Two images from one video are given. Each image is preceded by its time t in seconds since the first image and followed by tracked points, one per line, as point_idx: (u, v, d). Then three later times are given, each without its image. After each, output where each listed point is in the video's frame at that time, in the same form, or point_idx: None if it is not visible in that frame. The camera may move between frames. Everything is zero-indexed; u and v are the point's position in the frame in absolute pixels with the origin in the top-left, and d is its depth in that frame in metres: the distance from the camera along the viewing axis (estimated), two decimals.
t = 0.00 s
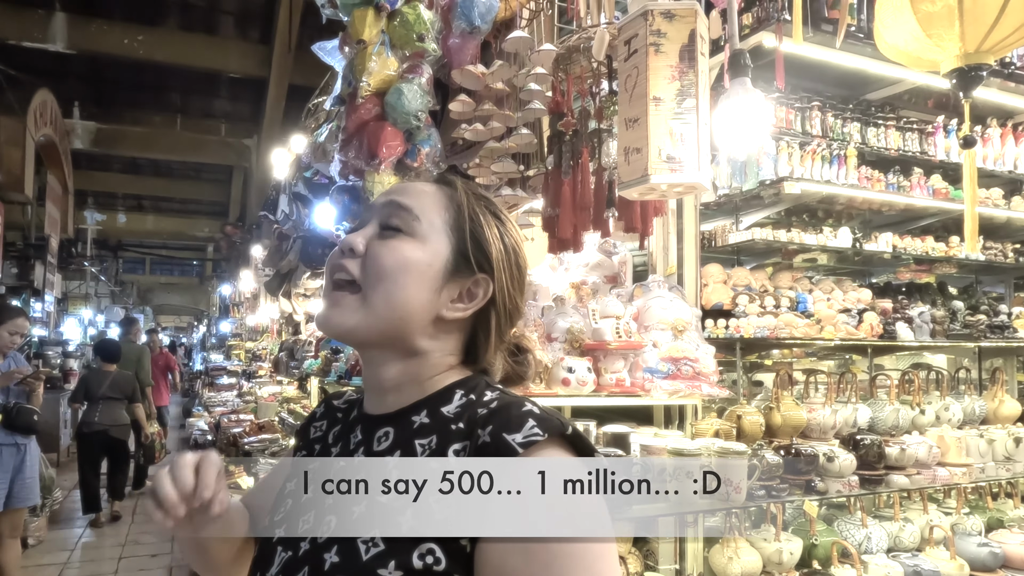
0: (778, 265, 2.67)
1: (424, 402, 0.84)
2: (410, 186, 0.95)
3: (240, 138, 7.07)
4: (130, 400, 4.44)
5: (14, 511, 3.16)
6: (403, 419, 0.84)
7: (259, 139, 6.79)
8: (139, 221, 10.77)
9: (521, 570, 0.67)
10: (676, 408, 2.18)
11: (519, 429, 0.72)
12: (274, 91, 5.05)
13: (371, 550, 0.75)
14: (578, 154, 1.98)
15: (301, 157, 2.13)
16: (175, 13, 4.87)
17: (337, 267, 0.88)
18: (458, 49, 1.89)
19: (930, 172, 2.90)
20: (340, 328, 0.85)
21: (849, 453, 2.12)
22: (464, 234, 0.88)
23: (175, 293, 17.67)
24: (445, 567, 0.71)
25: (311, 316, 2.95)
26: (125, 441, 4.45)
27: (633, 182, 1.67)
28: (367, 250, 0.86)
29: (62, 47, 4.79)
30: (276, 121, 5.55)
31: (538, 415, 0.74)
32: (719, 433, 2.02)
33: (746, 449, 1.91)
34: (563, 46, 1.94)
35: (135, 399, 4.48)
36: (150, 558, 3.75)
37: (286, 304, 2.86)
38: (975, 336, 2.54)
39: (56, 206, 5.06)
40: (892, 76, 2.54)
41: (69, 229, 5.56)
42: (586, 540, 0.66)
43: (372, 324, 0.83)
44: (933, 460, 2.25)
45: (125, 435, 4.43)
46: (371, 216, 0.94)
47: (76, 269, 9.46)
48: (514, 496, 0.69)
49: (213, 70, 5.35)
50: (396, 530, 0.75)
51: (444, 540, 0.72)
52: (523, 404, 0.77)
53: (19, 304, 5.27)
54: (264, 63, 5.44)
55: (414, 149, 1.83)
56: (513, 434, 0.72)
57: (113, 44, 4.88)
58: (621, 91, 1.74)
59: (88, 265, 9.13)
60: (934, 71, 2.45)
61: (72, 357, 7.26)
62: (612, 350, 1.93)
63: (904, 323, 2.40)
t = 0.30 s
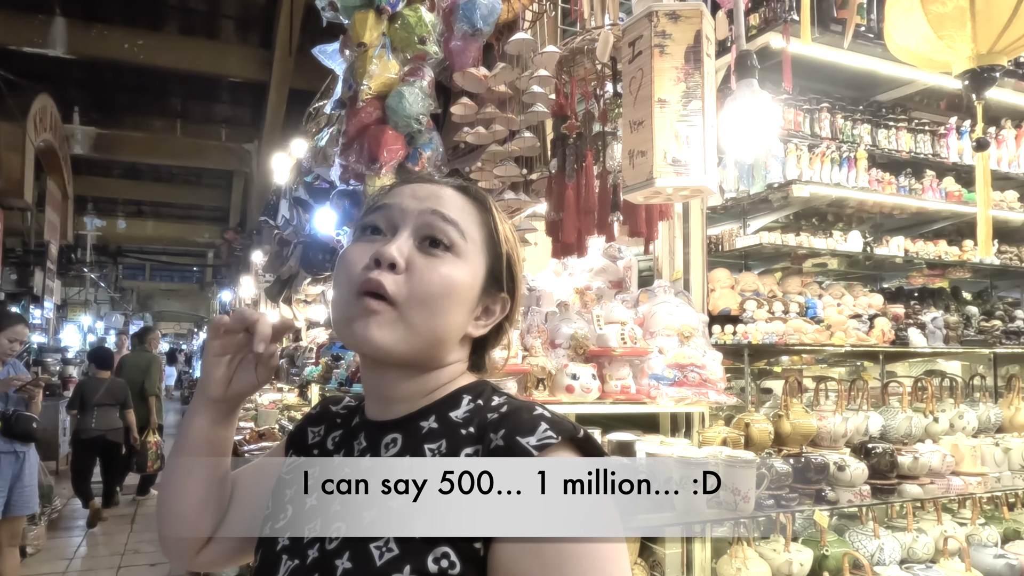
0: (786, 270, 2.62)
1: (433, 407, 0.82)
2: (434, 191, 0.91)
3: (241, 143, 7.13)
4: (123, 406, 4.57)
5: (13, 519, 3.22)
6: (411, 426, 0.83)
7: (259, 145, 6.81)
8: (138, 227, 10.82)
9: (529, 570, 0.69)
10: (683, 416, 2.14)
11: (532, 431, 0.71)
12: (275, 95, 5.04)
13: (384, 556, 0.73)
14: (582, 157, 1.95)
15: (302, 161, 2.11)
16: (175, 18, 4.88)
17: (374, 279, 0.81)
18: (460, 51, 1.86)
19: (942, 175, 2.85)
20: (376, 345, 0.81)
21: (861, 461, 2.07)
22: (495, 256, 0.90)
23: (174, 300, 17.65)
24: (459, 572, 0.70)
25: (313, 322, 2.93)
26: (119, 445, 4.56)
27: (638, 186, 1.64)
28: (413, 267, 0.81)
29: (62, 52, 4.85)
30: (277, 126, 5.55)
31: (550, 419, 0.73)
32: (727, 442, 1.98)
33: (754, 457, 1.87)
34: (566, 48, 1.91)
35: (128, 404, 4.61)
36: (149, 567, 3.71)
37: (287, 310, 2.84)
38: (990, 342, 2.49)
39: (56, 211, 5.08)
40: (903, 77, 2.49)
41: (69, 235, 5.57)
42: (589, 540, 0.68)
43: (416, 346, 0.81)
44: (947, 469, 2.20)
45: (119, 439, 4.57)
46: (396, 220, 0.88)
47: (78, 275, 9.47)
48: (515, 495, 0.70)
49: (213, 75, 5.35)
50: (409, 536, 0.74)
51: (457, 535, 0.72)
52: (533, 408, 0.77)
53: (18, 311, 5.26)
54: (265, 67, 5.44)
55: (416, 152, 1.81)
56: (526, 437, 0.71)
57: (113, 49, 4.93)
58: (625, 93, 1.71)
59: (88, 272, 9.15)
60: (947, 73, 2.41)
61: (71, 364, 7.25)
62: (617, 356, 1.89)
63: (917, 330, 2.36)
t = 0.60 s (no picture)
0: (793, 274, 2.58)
1: (446, 416, 0.83)
2: (438, 198, 0.91)
3: (240, 147, 7.12)
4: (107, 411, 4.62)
5: (7, 528, 3.22)
6: (423, 436, 0.83)
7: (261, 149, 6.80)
8: (136, 233, 10.82)
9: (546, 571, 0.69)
10: (687, 423, 2.09)
11: (553, 442, 0.73)
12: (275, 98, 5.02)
13: (404, 566, 0.73)
14: (584, 160, 1.92)
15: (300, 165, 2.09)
16: (174, 21, 4.87)
17: (385, 288, 0.81)
18: (460, 53, 1.84)
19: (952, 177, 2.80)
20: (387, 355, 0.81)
21: (871, 470, 2.02)
22: (501, 262, 0.90)
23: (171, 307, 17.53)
24: None
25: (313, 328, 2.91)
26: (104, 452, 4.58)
27: (640, 189, 1.60)
28: (421, 277, 0.81)
29: (60, 56, 4.84)
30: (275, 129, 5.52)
31: (569, 430, 0.76)
32: (733, 449, 1.94)
33: (762, 465, 1.82)
34: (567, 50, 1.88)
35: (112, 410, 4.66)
36: None
37: (286, 316, 2.82)
38: (1003, 348, 2.44)
39: (54, 217, 5.07)
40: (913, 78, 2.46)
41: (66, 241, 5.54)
42: (593, 540, 0.68)
43: (427, 355, 0.81)
44: (960, 478, 2.14)
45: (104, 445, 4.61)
46: (401, 227, 0.88)
47: (77, 281, 9.45)
48: (515, 496, 0.72)
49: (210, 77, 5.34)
50: (430, 545, 0.73)
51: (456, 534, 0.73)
52: (551, 419, 0.79)
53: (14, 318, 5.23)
54: (264, 71, 5.43)
55: (415, 156, 1.78)
56: (547, 446, 0.73)
57: (111, 53, 4.92)
58: (627, 95, 1.68)
59: (84, 278, 9.12)
60: (957, 73, 2.37)
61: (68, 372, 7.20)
62: (620, 363, 1.85)
63: (928, 335, 2.31)
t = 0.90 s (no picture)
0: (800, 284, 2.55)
1: (449, 431, 0.82)
2: (431, 207, 0.91)
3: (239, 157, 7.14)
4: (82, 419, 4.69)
5: (5, 542, 3.35)
6: (427, 451, 0.82)
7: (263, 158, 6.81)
8: (134, 243, 10.87)
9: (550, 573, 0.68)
10: (693, 436, 2.06)
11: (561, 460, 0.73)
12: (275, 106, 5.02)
13: None
14: (586, 169, 1.90)
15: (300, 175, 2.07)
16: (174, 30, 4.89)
17: (367, 292, 0.81)
18: (460, 62, 1.82)
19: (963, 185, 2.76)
20: (372, 360, 0.80)
21: (881, 484, 1.98)
22: (494, 265, 0.87)
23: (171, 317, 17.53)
24: None
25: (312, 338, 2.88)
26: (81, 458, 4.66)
27: (643, 198, 1.57)
28: (401, 278, 0.81)
29: (59, 66, 4.84)
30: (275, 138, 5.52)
31: (576, 448, 0.75)
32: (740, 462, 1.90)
33: (769, 480, 1.78)
34: (569, 58, 1.86)
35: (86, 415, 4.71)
36: None
37: (285, 326, 2.80)
38: (1017, 359, 2.39)
39: (51, 227, 5.07)
40: (920, 85, 2.42)
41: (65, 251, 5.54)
42: (593, 539, 0.67)
43: (410, 360, 0.80)
44: (973, 493, 2.09)
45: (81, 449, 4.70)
46: (392, 237, 0.89)
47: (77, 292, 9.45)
48: (515, 495, 0.73)
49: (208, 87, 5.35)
50: (433, 562, 0.71)
51: (454, 547, 0.72)
52: (558, 434, 0.79)
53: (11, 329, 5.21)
54: (264, 79, 5.44)
55: (415, 165, 1.76)
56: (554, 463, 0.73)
57: (111, 62, 4.94)
58: (630, 103, 1.65)
59: (84, 288, 9.13)
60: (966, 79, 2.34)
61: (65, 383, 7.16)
62: (624, 375, 1.81)
63: (939, 347, 2.27)
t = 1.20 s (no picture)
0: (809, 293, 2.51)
1: (449, 439, 0.81)
2: (419, 216, 0.92)
3: (237, 165, 7.13)
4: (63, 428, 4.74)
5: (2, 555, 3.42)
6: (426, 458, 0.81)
7: (257, 166, 6.84)
8: (130, 252, 10.96)
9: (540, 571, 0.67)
10: (700, 448, 2.02)
11: (557, 467, 0.73)
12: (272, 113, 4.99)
13: None
14: (590, 176, 1.87)
15: (300, 183, 2.05)
16: (172, 37, 4.89)
17: (344, 300, 0.85)
18: (462, 68, 1.79)
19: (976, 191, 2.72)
20: (349, 364, 0.82)
21: (894, 498, 1.93)
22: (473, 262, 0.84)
23: (169, 327, 17.43)
24: None
25: (312, 348, 2.85)
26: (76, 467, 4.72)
27: (649, 206, 1.53)
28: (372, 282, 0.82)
29: (56, 74, 4.85)
30: (274, 146, 5.50)
31: (573, 455, 0.75)
32: (749, 475, 1.86)
33: (778, 492, 1.75)
34: (572, 64, 1.84)
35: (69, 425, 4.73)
36: None
37: (284, 336, 2.77)
38: None
39: (48, 236, 5.06)
40: (931, 89, 2.39)
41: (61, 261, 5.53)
42: (587, 539, 0.66)
43: (381, 361, 0.80)
44: (988, 506, 2.04)
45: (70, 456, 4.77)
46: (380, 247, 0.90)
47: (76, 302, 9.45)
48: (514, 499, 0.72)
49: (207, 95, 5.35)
50: (425, 569, 0.71)
51: (447, 554, 0.71)
52: (557, 444, 0.78)
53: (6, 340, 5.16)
54: (263, 87, 5.43)
55: (417, 173, 1.73)
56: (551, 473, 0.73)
57: (108, 71, 4.92)
58: (635, 109, 1.62)
59: (81, 297, 9.12)
60: (978, 83, 2.30)
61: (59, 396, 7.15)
62: (629, 385, 1.78)
63: (952, 356, 2.25)
